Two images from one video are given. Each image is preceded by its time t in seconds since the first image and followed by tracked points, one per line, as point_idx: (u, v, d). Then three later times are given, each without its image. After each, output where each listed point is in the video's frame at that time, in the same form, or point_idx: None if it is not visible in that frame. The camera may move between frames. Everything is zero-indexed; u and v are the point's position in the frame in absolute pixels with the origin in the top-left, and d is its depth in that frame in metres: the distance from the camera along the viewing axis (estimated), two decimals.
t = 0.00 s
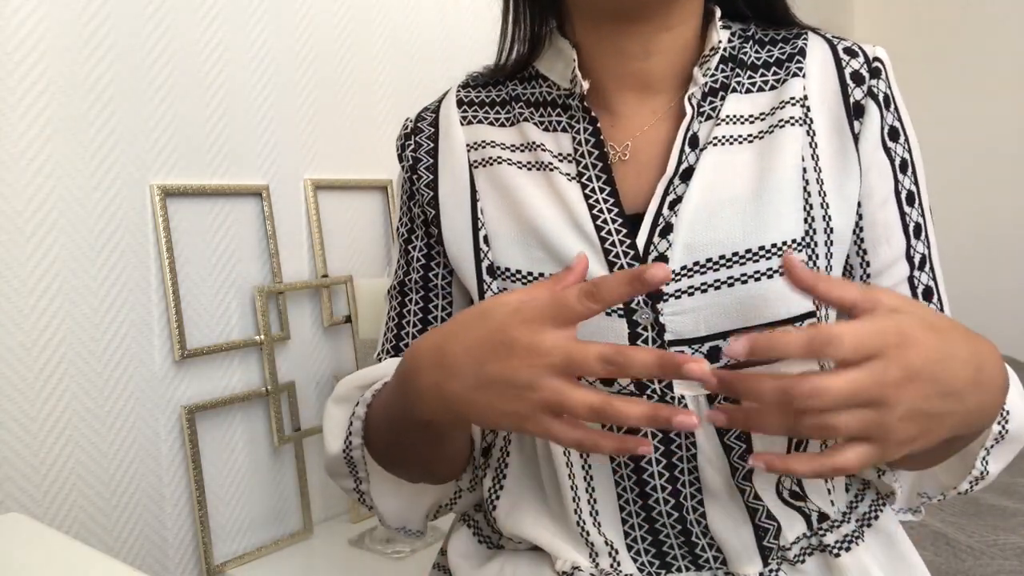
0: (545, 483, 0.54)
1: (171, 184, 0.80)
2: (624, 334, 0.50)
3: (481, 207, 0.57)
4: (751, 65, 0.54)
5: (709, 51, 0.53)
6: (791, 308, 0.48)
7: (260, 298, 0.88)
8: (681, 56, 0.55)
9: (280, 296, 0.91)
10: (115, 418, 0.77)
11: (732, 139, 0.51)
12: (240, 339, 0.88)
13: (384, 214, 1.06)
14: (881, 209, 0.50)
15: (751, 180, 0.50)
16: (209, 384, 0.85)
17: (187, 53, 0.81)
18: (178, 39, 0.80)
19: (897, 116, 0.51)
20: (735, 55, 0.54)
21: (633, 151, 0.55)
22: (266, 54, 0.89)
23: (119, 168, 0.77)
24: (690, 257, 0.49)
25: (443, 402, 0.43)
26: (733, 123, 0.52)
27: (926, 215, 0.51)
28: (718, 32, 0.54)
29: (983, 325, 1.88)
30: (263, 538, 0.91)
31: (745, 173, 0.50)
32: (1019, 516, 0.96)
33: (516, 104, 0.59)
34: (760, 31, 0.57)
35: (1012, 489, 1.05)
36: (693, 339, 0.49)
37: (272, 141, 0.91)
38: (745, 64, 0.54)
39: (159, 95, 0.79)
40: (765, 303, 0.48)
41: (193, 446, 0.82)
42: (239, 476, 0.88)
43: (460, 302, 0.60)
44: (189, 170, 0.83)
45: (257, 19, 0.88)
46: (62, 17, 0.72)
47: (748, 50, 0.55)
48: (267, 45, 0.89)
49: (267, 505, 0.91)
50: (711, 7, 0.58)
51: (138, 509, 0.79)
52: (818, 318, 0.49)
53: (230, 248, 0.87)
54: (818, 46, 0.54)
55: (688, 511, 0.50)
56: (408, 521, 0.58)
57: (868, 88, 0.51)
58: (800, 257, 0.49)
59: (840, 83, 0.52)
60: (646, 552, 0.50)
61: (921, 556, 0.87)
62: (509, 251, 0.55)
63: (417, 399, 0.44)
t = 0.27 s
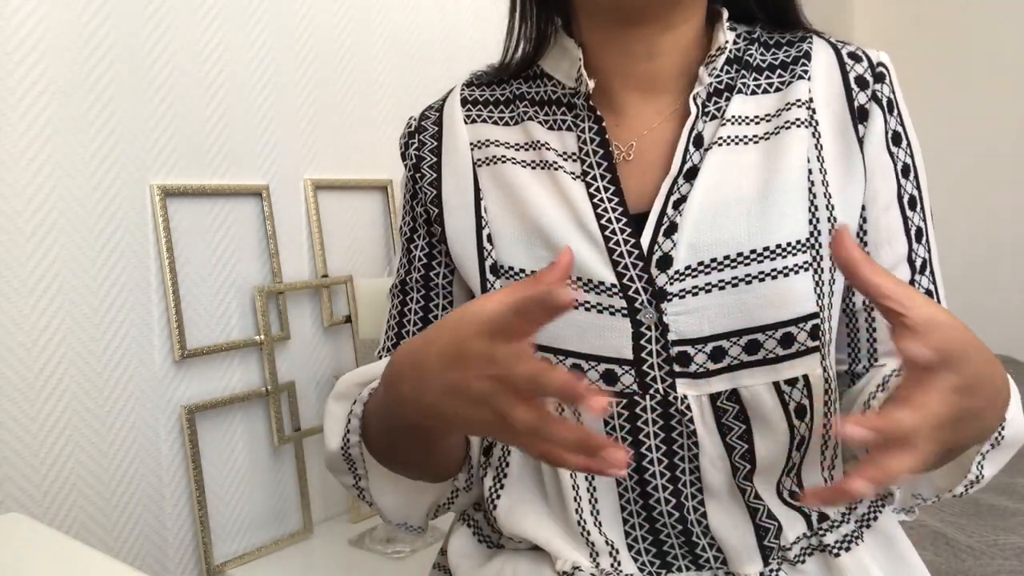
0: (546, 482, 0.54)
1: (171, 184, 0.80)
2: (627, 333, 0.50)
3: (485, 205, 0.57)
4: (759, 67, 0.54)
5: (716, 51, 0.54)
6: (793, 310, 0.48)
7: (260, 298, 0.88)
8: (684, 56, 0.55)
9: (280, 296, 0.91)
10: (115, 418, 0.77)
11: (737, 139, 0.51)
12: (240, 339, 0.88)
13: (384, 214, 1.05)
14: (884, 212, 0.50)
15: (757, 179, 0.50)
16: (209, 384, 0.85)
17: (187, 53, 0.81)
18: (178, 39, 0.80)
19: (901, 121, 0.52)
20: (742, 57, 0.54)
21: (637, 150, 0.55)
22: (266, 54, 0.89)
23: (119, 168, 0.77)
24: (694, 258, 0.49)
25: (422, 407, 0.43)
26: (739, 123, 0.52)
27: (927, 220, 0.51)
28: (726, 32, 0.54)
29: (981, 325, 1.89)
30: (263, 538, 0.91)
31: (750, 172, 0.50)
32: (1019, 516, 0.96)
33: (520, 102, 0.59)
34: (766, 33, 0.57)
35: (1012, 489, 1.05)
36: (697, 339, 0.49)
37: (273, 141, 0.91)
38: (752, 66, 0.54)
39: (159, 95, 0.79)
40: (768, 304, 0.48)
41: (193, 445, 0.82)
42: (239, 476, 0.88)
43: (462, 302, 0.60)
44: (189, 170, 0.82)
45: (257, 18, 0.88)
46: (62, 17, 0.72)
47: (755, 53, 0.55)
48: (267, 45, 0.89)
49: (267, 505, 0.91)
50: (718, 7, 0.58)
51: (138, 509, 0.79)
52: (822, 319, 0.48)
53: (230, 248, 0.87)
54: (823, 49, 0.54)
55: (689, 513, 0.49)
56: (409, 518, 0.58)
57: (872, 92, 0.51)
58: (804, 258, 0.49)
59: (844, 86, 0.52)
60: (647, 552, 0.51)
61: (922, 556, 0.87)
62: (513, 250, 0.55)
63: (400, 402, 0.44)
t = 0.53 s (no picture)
0: (546, 482, 0.54)
1: (171, 184, 0.80)
2: (628, 334, 0.50)
3: (488, 204, 0.57)
4: (766, 74, 0.54)
5: (727, 55, 0.54)
6: (795, 314, 0.48)
7: (260, 298, 0.88)
8: (686, 58, 0.56)
9: (280, 296, 0.91)
10: (115, 418, 0.77)
11: (743, 143, 0.51)
12: (240, 339, 0.88)
13: (384, 214, 1.05)
14: (888, 224, 0.51)
15: (761, 181, 0.50)
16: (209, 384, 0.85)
17: (187, 53, 0.81)
18: (178, 39, 0.80)
19: (903, 134, 0.52)
20: (750, 63, 0.54)
21: (639, 151, 0.55)
22: (266, 54, 0.89)
23: (119, 168, 0.77)
24: (698, 261, 0.49)
25: (393, 417, 0.46)
26: (747, 128, 0.52)
27: (927, 232, 0.52)
28: (737, 36, 0.54)
29: (979, 324, 1.89)
30: (263, 538, 0.91)
31: (753, 175, 0.50)
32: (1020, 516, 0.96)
33: (523, 102, 0.59)
34: (773, 40, 0.57)
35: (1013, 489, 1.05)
36: (700, 342, 0.49)
37: (273, 141, 0.91)
38: (760, 71, 0.54)
39: (159, 95, 0.79)
40: (772, 309, 0.48)
41: (193, 446, 0.82)
42: (239, 476, 0.88)
43: (460, 301, 0.60)
44: (189, 169, 0.82)
45: (258, 18, 0.88)
46: (62, 17, 0.72)
47: (762, 59, 0.55)
48: (267, 45, 0.89)
49: (267, 505, 0.91)
50: (726, 12, 0.59)
51: (138, 509, 0.79)
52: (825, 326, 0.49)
53: (231, 248, 0.87)
54: (827, 60, 0.54)
55: (689, 515, 0.49)
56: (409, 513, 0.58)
57: (877, 105, 0.52)
58: (809, 265, 0.49)
59: (849, 99, 0.52)
60: (647, 552, 0.51)
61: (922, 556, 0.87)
62: (514, 251, 0.55)
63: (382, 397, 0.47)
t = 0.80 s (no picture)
0: (546, 484, 0.54)
1: (171, 184, 0.80)
2: (630, 337, 0.50)
3: (489, 206, 0.57)
4: (768, 76, 0.54)
5: (727, 56, 0.53)
6: (796, 318, 0.49)
7: (260, 298, 0.88)
8: (688, 60, 0.55)
9: (280, 296, 0.91)
10: (115, 418, 0.77)
11: (744, 146, 0.51)
12: (239, 339, 0.88)
13: (384, 214, 1.05)
14: (888, 228, 0.51)
15: (763, 184, 0.50)
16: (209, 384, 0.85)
17: (187, 53, 0.81)
18: (178, 39, 0.80)
19: (904, 138, 0.52)
20: (752, 64, 0.54)
21: (641, 153, 0.55)
22: (266, 53, 0.89)
23: (119, 168, 0.77)
24: (700, 265, 0.49)
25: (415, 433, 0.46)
26: (749, 131, 0.52)
27: (928, 236, 0.52)
28: (737, 38, 0.54)
29: (978, 324, 1.90)
30: (263, 538, 0.91)
31: (755, 178, 0.50)
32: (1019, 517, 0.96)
33: (525, 102, 0.59)
34: (775, 41, 0.57)
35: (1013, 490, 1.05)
36: (701, 346, 0.49)
37: (273, 141, 0.91)
38: (762, 73, 0.54)
39: (159, 95, 0.79)
40: (773, 313, 0.48)
41: (192, 446, 0.82)
42: (239, 476, 0.88)
43: (466, 302, 0.59)
44: (189, 169, 0.82)
45: (258, 18, 0.88)
46: (62, 17, 0.72)
47: (765, 60, 0.55)
48: (267, 45, 0.89)
49: (267, 505, 0.91)
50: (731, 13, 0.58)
51: (138, 509, 0.79)
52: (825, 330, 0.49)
53: (231, 248, 0.87)
54: (829, 62, 0.54)
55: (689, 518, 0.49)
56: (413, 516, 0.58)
57: (877, 108, 0.52)
58: (810, 269, 0.49)
59: (850, 101, 0.52)
60: (648, 553, 0.51)
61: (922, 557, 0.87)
62: (515, 254, 0.55)
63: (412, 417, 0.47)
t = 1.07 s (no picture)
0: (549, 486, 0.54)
1: (171, 184, 0.80)
2: (636, 339, 0.50)
3: (493, 207, 0.57)
4: (773, 75, 0.54)
5: (737, 56, 0.54)
6: (801, 319, 0.48)
7: (260, 298, 0.88)
8: (692, 57, 0.56)
9: (280, 296, 0.91)
10: (114, 418, 0.77)
11: (749, 147, 0.51)
12: (239, 339, 0.88)
13: (384, 214, 1.05)
14: (889, 227, 0.51)
15: (768, 186, 0.50)
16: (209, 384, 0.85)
17: (187, 52, 0.81)
18: (179, 39, 0.80)
19: (909, 136, 0.52)
20: (757, 64, 0.54)
21: (647, 153, 0.55)
22: (266, 53, 0.89)
23: (119, 167, 0.76)
24: (705, 266, 0.49)
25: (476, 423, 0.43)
26: (754, 131, 0.52)
27: (933, 236, 0.51)
28: (746, 38, 0.54)
29: (975, 324, 1.90)
30: (263, 538, 0.91)
31: (760, 179, 0.51)
32: (1018, 516, 0.96)
33: (529, 101, 0.59)
34: (780, 41, 0.58)
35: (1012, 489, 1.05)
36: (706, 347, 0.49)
37: (273, 141, 0.91)
38: (767, 73, 0.54)
39: (159, 94, 0.79)
40: (778, 314, 0.48)
41: (192, 446, 0.82)
42: (239, 476, 0.88)
43: (471, 302, 0.59)
44: (190, 169, 0.82)
45: (258, 18, 0.88)
46: (63, 17, 0.71)
47: (769, 60, 0.55)
48: (267, 45, 0.89)
49: (267, 505, 0.91)
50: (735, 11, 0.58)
51: (138, 509, 0.79)
52: (831, 332, 0.49)
53: (231, 248, 0.87)
54: (834, 62, 0.54)
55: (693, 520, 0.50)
56: (404, 517, 0.58)
57: (880, 108, 0.52)
58: (815, 270, 0.49)
59: (854, 100, 0.52)
60: (650, 557, 0.51)
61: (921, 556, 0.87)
62: (520, 255, 0.55)
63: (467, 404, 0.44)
